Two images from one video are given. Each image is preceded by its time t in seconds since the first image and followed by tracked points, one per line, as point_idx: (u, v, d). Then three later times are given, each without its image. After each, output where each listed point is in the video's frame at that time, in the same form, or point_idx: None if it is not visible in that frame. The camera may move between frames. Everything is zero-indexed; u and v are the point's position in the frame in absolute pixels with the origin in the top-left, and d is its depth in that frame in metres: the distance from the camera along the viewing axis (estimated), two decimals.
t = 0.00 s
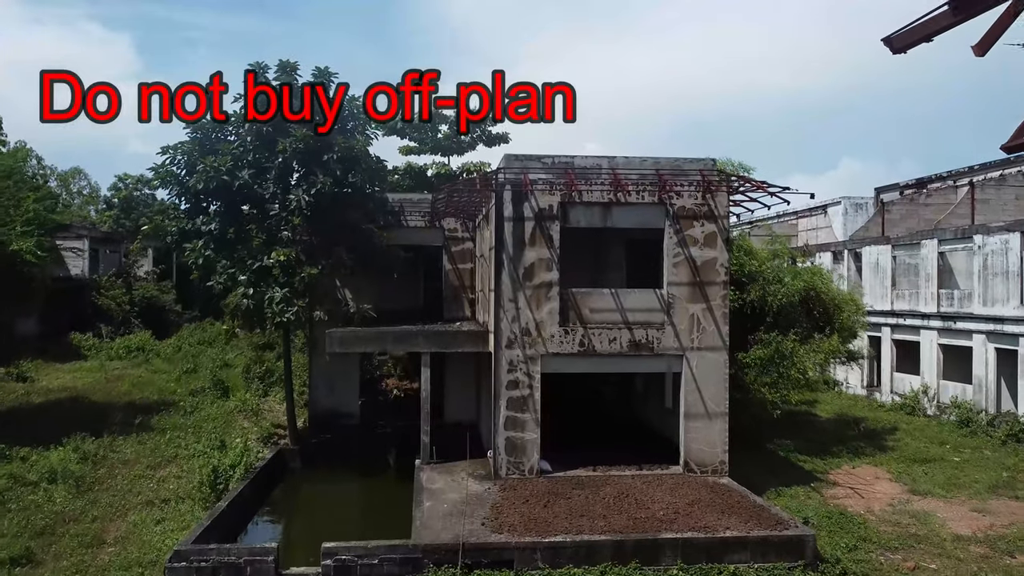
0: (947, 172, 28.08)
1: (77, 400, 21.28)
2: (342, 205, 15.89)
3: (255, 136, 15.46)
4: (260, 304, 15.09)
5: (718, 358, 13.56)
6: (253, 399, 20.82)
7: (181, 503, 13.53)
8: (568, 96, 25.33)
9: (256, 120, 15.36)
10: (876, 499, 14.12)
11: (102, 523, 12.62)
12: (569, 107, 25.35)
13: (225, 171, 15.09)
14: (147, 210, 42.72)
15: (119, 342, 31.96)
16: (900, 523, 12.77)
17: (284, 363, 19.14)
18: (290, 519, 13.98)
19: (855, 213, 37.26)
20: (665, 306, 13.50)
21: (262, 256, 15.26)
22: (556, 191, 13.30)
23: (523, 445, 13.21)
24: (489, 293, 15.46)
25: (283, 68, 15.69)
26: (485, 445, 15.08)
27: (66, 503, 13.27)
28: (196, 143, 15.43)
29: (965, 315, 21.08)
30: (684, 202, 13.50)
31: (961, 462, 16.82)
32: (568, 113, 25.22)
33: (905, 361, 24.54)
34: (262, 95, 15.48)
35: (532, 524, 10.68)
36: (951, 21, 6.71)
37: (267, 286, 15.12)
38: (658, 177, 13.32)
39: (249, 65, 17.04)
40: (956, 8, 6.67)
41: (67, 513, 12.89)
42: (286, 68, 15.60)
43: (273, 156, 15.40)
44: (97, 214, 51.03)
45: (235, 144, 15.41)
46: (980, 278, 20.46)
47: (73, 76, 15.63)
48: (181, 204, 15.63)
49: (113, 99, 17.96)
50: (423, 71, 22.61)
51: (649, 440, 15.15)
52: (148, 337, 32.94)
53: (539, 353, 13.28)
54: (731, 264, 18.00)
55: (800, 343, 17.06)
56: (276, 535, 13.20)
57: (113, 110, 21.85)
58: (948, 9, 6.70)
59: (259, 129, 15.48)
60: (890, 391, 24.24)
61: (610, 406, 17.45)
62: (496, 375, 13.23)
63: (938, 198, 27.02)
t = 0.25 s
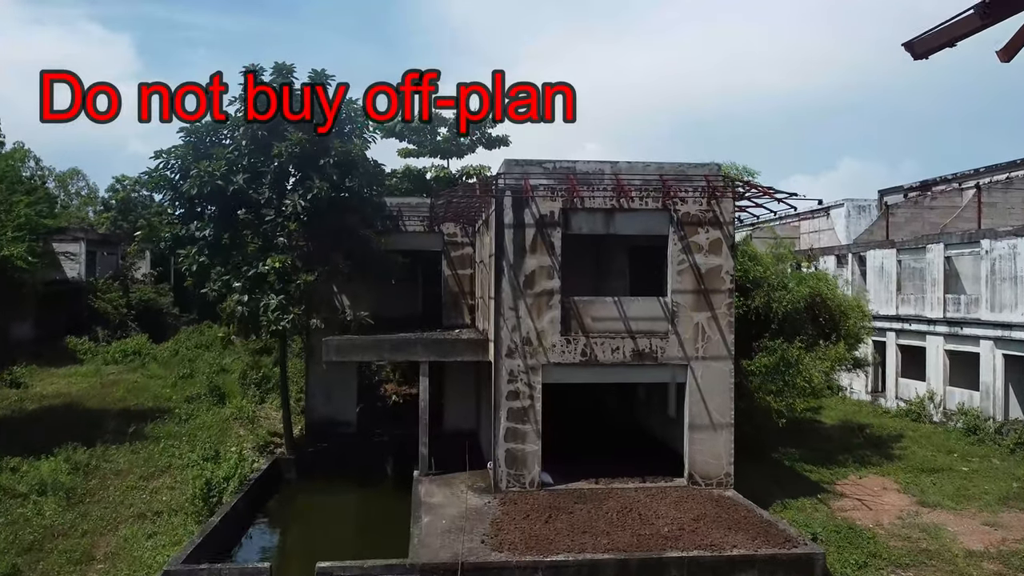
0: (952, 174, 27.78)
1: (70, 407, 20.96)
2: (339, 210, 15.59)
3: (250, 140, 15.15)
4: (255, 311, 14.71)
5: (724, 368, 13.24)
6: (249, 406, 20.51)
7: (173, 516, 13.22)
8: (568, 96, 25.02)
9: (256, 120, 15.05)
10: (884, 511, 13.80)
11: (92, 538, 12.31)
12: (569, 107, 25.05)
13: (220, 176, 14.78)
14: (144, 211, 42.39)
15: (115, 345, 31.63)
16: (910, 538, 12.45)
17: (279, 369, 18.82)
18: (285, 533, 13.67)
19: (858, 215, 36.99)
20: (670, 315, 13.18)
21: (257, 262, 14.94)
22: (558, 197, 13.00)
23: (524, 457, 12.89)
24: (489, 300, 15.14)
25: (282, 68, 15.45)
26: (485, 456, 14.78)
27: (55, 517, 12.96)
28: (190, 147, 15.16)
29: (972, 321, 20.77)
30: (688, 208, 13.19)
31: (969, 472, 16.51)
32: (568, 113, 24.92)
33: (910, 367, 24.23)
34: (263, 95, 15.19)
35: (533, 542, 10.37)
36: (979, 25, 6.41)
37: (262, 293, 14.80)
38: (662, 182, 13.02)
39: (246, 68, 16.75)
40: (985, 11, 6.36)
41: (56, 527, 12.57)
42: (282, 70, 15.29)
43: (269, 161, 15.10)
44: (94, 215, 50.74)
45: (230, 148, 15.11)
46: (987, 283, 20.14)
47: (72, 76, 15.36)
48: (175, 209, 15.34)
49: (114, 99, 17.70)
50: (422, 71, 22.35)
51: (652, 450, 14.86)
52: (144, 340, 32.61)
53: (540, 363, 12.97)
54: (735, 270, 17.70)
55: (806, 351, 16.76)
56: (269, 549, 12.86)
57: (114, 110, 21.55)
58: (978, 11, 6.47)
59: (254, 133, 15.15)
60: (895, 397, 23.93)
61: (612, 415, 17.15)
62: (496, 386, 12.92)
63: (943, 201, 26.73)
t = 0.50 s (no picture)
0: (957, 178, 27.53)
1: (64, 414, 20.64)
2: (336, 217, 15.28)
3: (245, 144, 14.84)
4: (249, 320, 14.45)
5: (729, 379, 12.93)
6: (245, 414, 20.19)
7: (165, 531, 12.90)
8: (568, 97, 24.77)
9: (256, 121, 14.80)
10: (894, 525, 13.49)
11: (81, 554, 11.99)
12: (569, 107, 24.76)
13: (213, 182, 14.47)
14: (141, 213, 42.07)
15: (111, 350, 31.29)
16: (921, 554, 12.14)
17: (275, 377, 18.51)
18: (280, 547, 13.35)
19: (861, 218, 36.76)
20: (674, 324, 12.87)
21: (252, 270, 14.63)
22: (559, 204, 12.69)
23: (525, 471, 12.58)
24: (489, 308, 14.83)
25: (280, 68, 15.21)
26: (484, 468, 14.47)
27: (44, 532, 12.64)
28: (184, 152, 14.89)
29: (980, 327, 20.47)
30: (693, 215, 12.88)
31: (979, 483, 16.21)
32: (568, 113, 24.64)
33: (915, 373, 23.92)
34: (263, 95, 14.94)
35: (534, 561, 10.05)
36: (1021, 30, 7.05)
37: (257, 302, 14.49)
38: (666, 189, 12.73)
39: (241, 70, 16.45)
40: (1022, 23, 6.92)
41: (45, 543, 12.25)
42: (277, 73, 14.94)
43: (264, 166, 14.80)
44: (92, 217, 50.46)
45: (224, 152, 14.81)
46: (995, 289, 19.84)
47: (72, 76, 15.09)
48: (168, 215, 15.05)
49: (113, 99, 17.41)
50: (422, 71, 22.25)
51: (656, 461, 14.55)
52: (141, 344, 32.27)
53: (542, 374, 12.65)
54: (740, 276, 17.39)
55: (812, 359, 16.46)
56: (263, 566, 12.54)
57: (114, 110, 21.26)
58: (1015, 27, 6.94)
59: (249, 137, 14.84)
60: (900, 403, 23.61)
61: (615, 424, 16.84)
62: (496, 398, 12.60)
63: (948, 205, 26.47)
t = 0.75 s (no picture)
0: (962, 181, 27.24)
1: (58, 422, 20.33)
2: (333, 224, 14.98)
3: (239, 150, 14.52)
4: (244, 330, 14.12)
5: (735, 391, 12.63)
6: (242, 422, 19.87)
7: (157, 546, 12.58)
8: (568, 98, 24.50)
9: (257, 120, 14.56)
10: (903, 540, 13.17)
11: (70, 572, 11.68)
12: (569, 107, 24.48)
13: (207, 188, 14.15)
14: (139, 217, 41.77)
15: (107, 355, 30.96)
16: (932, 572, 11.82)
17: (271, 385, 18.21)
18: (274, 564, 13.02)
19: (864, 221, 36.50)
20: (678, 335, 12.58)
21: (247, 278, 14.32)
22: (561, 212, 12.36)
23: (526, 486, 12.28)
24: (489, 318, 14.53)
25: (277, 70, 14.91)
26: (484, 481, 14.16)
27: (33, 548, 12.32)
28: (177, 158, 14.58)
29: (987, 334, 20.15)
30: (698, 223, 12.58)
31: (988, 495, 15.89)
32: (568, 113, 24.35)
33: (921, 380, 23.61)
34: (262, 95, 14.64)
35: None
36: None
37: (251, 311, 14.18)
38: (670, 197, 12.43)
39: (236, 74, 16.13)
40: None
41: (33, 560, 11.94)
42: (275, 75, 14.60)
43: (259, 172, 14.48)
44: (90, 220, 50.20)
45: (218, 158, 14.50)
46: (1003, 296, 19.52)
47: (73, 75, 14.82)
48: (161, 223, 14.74)
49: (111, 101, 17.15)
50: (422, 72, 22.04)
51: (660, 473, 14.25)
52: (137, 349, 31.95)
53: (543, 387, 12.35)
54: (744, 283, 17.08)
55: (818, 368, 16.16)
56: None
57: (114, 111, 20.98)
58: None
59: (243, 143, 14.52)
60: (906, 410, 23.29)
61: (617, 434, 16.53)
62: (496, 411, 12.29)
63: (953, 208, 26.20)
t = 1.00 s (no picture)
0: (968, 185, 26.93)
1: (51, 431, 20.01)
2: (329, 232, 14.68)
3: (234, 157, 14.21)
4: (238, 341, 13.81)
5: (741, 405, 12.32)
6: (238, 432, 19.57)
7: (149, 564, 12.28)
8: (569, 99, 24.18)
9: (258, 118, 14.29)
10: (913, 557, 12.87)
11: None
12: (569, 107, 24.16)
13: (200, 196, 13.84)
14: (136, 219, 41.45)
15: (103, 360, 30.61)
16: None
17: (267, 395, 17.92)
18: None
19: (867, 224, 36.21)
20: (683, 348, 12.27)
21: (241, 288, 14.01)
22: (563, 222, 12.04)
23: (527, 502, 11.97)
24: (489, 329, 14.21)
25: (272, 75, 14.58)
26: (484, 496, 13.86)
27: (21, 566, 12.01)
28: (170, 165, 14.25)
29: (995, 342, 19.84)
30: (703, 233, 12.26)
31: (998, 508, 15.59)
32: (568, 113, 24.05)
33: (927, 387, 23.31)
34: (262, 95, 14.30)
35: None
36: None
37: (246, 322, 13.87)
38: (675, 206, 12.13)
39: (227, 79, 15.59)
40: None
41: None
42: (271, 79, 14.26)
43: (254, 180, 14.17)
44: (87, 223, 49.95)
45: (212, 165, 14.18)
46: (1011, 303, 19.21)
47: (75, 75, 14.58)
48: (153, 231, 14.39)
49: (108, 102, 16.89)
50: (421, 72, 21.75)
51: (664, 488, 13.95)
52: (134, 353, 31.60)
53: (544, 401, 12.03)
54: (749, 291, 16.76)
55: (825, 378, 15.84)
56: None
57: (114, 110, 20.70)
58: None
59: (238, 150, 14.21)
60: (911, 418, 23.00)
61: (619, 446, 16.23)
62: (497, 426, 11.99)
63: (959, 213, 25.89)
